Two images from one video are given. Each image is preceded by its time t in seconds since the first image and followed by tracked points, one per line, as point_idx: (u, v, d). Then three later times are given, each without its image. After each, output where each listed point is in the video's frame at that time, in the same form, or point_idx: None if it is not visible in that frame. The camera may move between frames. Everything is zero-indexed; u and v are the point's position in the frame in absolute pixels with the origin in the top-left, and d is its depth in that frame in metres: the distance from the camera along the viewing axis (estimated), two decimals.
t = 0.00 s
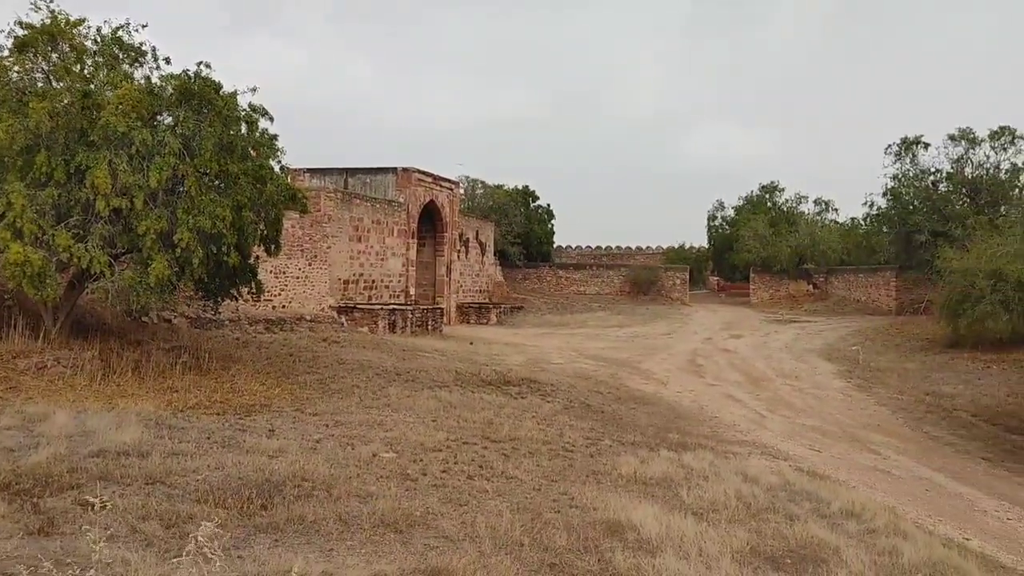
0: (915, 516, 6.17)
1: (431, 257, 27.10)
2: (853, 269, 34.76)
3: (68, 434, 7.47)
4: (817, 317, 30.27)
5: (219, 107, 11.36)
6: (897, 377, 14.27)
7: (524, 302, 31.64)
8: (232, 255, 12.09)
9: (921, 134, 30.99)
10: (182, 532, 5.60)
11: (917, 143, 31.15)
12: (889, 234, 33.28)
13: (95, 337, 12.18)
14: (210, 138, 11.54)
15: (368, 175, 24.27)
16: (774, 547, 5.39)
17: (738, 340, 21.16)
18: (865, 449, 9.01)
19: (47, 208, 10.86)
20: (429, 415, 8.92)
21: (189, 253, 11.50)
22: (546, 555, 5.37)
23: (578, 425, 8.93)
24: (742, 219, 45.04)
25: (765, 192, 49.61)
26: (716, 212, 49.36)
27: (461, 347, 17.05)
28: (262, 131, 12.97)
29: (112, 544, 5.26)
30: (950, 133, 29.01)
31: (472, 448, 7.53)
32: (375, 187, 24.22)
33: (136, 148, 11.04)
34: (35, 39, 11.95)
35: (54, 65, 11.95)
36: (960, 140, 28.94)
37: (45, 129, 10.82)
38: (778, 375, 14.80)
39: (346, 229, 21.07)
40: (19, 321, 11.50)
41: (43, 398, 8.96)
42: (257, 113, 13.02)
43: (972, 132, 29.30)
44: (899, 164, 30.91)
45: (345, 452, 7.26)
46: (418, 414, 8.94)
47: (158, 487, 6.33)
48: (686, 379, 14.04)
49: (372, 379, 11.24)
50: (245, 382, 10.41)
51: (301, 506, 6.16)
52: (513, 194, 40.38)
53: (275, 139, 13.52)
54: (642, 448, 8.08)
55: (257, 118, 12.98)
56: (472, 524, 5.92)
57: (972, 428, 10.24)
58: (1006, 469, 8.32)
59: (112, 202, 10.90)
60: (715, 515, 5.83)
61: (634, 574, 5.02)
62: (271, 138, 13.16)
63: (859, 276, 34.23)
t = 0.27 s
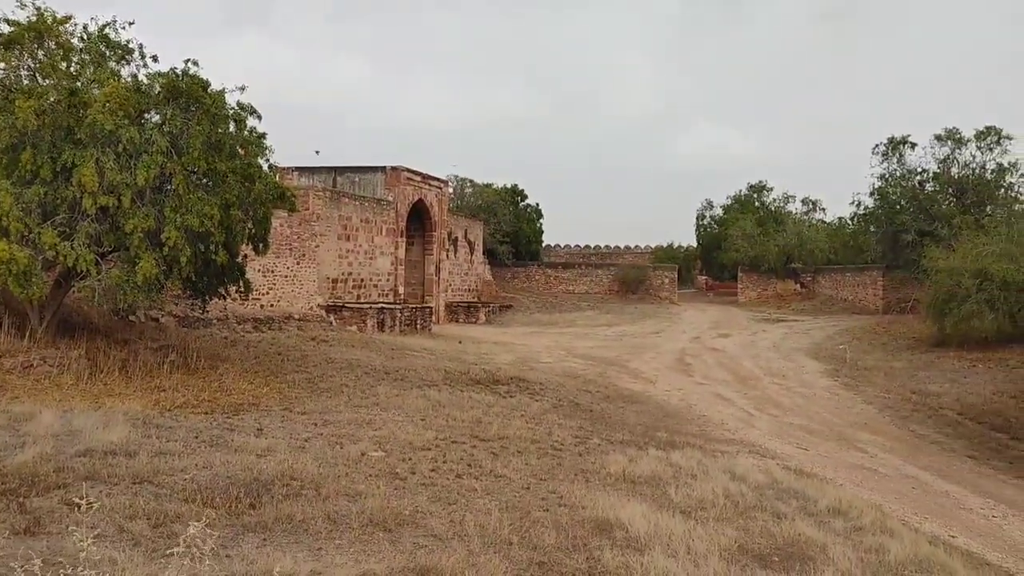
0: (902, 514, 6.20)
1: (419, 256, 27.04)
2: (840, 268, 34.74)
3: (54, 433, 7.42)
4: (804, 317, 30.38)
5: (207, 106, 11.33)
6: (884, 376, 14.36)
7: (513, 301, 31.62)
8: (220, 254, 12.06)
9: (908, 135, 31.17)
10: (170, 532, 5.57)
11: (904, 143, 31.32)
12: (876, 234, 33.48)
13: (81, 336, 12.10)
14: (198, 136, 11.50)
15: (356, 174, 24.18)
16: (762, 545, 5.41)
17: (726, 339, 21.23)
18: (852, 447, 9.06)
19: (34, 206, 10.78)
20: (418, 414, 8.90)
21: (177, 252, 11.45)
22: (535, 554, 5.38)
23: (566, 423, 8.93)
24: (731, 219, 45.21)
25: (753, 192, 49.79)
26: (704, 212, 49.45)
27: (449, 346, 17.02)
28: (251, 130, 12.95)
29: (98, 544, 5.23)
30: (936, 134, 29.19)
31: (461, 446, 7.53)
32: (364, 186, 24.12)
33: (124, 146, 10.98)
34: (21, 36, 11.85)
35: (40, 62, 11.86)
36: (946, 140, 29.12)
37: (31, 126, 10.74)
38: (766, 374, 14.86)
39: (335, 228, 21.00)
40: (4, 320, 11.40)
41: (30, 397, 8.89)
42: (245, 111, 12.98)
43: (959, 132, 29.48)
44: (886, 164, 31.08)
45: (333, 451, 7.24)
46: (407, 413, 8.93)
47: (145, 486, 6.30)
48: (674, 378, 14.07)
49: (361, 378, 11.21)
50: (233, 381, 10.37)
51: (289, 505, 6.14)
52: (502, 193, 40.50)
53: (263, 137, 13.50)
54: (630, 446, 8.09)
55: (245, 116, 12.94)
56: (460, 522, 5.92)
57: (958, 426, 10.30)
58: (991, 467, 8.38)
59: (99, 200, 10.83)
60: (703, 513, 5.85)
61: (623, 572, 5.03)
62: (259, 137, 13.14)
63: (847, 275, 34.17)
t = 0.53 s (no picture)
0: (901, 514, 6.21)
1: (419, 255, 27.02)
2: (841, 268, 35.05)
3: (55, 432, 7.43)
4: (803, 316, 30.40)
5: (208, 104, 11.32)
6: (884, 375, 14.36)
7: (513, 300, 31.60)
8: (220, 252, 12.07)
9: (907, 134, 31.14)
10: (171, 530, 5.58)
11: (903, 142, 31.31)
12: (876, 233, 33.45)
13: (82, 334, 12.11)
14: (198, 135, 11.50)
15: (356, 173, 24.15)
16: (762, 544, 5.43)
17: (726, 338, 21.24)
18: (851, 447, 9.07)
19: (34, 204, 10.78)
20: (418, 413, 8.91)
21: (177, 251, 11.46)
22: (535, 553, 5.39)
23: (566, 422, 8.94)
24: (731, 219, 45.23)
25: (753, 191, 49.79)
26: (705, 211, 49.42)
27: (449, 345, 17.02)
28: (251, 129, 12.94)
29: (100, 543, 5.23)
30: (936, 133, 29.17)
31: (461, 445, 7.53)
32: (364, 185, 24.10)
33: (124, 145, 10.97)
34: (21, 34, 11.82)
35: (40, 60, 11.83)
36: (946, 140, 29.11)
37: (32, 125, 10.73)
38: (766, 373, 14.87)
39: (334, 227, 20.99)
40: (5, 319, 11.41)
41: (31, 396, 8.90)
42: (246, 110, 12.98)
43: (958, 132, 29.46)
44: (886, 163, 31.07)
45: (334, 450, 7.25)
46: (407, 412, 8.93)
47: (147, 485, 6.31)
48: (674, 377, 14.07)
49: (361, 377, 11.22)
50: (234, 381, 10.38)
51: (290, 504, 6.15)
52: (501, 193, 40.70)
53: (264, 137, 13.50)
54: (630, 445, 8.10)
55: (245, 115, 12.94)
56: (461, 521, 5.94)
57: (958, 426, 10.31)
58: (991, 466, 8.38)
59: (100, 199, 10.83)
60: (703, 512, 5.86)
61: (623, 572, 5.05)
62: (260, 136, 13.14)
63: (846, 275, 34.52)
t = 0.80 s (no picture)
0: (895, 509, 6.24)
1: (415, 248, 27.07)
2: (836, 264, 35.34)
3: (50, 424, 7.42)
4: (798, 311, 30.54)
5: (205, 96, 11.29)
6: (878, 371, 14.41)
7: (509, 294, 31.60)
8: (216, 245, 12.05)
9: (903, 130, 31.18)
10: (166, 523, 5.58)
11: (899, 139, 31.34)
12: (872, 229, 33.49)
13: (77, 326, 12.08)
14: (194, 127, 11.47)
15: (352, 166, 24.10)
16: (756, 539, 5.45)
17: (722, 333, 21.28)
18: (846, 442, 9.10)
19: (30, 196, 10.74)
20: (414, 406, 8.91)
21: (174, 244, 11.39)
22: (531, 546, 5.40)
23: (562, 417, 8.95)
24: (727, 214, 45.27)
25: (749, 186, 49.80)
26: (701, 205, 49.39)
27: (444, 338, 17.03)
28: (247, 121, 12.92)
29: (95, 534, 5.23)
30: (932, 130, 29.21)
31: (457, 439, 7.54)
32: (359, 178, 24.01)
33: (120, 137, 10.92)
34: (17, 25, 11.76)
35: (35, 51, 11.78)
36: (942, 137, 29.15)
37: (27, 116, 10.69)
38: (761, 368, 14.90)
39: (330, 220, 20.96)
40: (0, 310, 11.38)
41: (26, 388, 8.88)
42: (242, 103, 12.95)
43: (954, 128, 29.49)
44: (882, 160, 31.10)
45: (329, 443, 7.25)
46: (403, 405, 8.94)
47: (142, 477, 6.31)
48: (669, 372, 14.10)
49: (357, 371, 11.22)
50: (229, 373, 10.37)
51: (286, 497, 6.16)
52: (498, 187, 40.95)
53: (260, 129, 13.47)
54: (625, 439, 8.12)
55: (241, 107, 12.91)
56: (456, 515, 5.95)
57: (951, 422, 10.35)
58: (985, 462, 8.42)
59: (96, 190, 10.79)
60: (698, 506, 5.88)
61: (618, 566, 5.07)
62: (256, 128, 13.11)
63: (841, 271, 34.76)
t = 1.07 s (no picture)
0: (879, 497, 6.27)
1: (401, 238, 27.03)
2: (822, 255, 35.62)
3: (32, 414, 7.35)
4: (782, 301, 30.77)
5: (188, 83, 11.19)
6: (863, 361, 14.50)
7: (495, 284, 31.59)
8: (201, 234, 11.97)
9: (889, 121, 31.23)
10: (150, 514, 5.53)
11: (885, 130, 31.46)
12: (857, 220, 33.67)
13: (60, 316, 11.95)
14: (178, 115, 11.37)
15: (338, 155, 23.91)
16: (741, 528, 5.46)
17: (707, 323, 21.36)
18: (830, 432, 9.15)
19: (11, 184, 10.62)
20: (400, 396, 8.89)
21: (157, 232, 11.34)
22: (516, 536, 5.40)
23: (548, 407, 8.95)
24: (713, 205, 45.38)
25: (736, 176, 49.64)
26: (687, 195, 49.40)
27: (430, 328, 17.01)
28: (231, 109, 12.83)
29: (76, 526, 5.18)
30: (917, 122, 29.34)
31: (442, 429, 7.52)
32: (346, 168, 23.99)
33: (102, 124, 10.80)
34: None
35: (16, 37, 11.64)
36: (927, 128, 29.28)
37: (7, 103, 10.55)
38: (747, 358, 14.96)
39: (316, 210, 20.86)
40: None
41: (8, 378, 8.79)
42: (226, 90, 12.87)
43: (940, 119, 29.61)
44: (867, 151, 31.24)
45: (314, 433, 7.22)
46: (388, 395, 8.91)
47: (125, 468, 6.26)
48: (655, 362, 14.12)
49: (343, 361, 11.18)
50: (214, 363, 10.31)
51: (271, 487, 6.13)
52: (485, 176, 40.89)
53: (244, 117, 13.38)
54: (611, 429, 8.12)
55: (226, 95, 12.82)
56: (441, 505, 5.93)
57: (935, 411, 10.44)
58: (967, 452, 8.49)
59: (77, 178, 10.67)
60: (683, 496, 5.89)
61: (603, 555, 5.06)
62: (240, 116, 13.03)
63: (827, 262, 35.07)
